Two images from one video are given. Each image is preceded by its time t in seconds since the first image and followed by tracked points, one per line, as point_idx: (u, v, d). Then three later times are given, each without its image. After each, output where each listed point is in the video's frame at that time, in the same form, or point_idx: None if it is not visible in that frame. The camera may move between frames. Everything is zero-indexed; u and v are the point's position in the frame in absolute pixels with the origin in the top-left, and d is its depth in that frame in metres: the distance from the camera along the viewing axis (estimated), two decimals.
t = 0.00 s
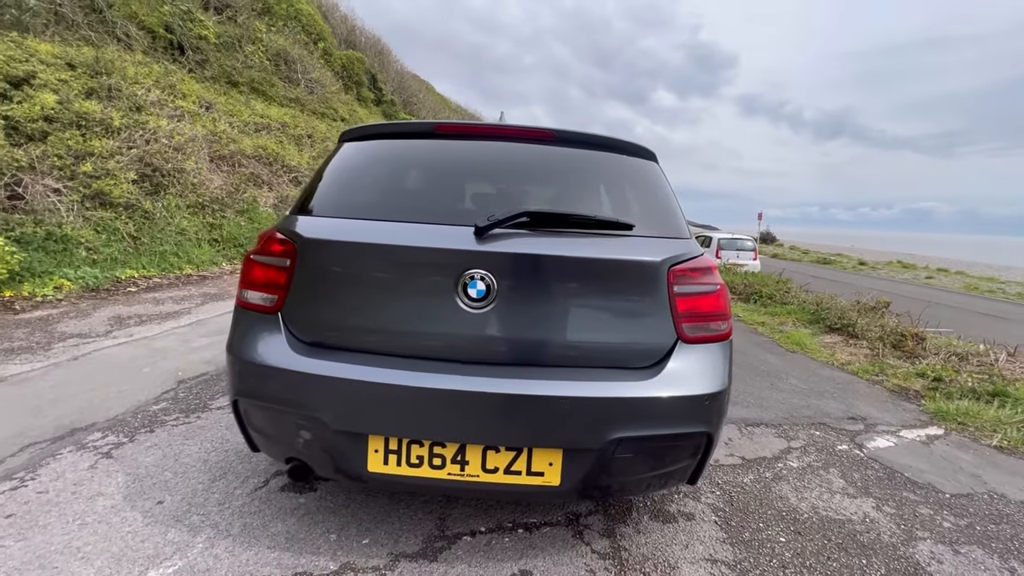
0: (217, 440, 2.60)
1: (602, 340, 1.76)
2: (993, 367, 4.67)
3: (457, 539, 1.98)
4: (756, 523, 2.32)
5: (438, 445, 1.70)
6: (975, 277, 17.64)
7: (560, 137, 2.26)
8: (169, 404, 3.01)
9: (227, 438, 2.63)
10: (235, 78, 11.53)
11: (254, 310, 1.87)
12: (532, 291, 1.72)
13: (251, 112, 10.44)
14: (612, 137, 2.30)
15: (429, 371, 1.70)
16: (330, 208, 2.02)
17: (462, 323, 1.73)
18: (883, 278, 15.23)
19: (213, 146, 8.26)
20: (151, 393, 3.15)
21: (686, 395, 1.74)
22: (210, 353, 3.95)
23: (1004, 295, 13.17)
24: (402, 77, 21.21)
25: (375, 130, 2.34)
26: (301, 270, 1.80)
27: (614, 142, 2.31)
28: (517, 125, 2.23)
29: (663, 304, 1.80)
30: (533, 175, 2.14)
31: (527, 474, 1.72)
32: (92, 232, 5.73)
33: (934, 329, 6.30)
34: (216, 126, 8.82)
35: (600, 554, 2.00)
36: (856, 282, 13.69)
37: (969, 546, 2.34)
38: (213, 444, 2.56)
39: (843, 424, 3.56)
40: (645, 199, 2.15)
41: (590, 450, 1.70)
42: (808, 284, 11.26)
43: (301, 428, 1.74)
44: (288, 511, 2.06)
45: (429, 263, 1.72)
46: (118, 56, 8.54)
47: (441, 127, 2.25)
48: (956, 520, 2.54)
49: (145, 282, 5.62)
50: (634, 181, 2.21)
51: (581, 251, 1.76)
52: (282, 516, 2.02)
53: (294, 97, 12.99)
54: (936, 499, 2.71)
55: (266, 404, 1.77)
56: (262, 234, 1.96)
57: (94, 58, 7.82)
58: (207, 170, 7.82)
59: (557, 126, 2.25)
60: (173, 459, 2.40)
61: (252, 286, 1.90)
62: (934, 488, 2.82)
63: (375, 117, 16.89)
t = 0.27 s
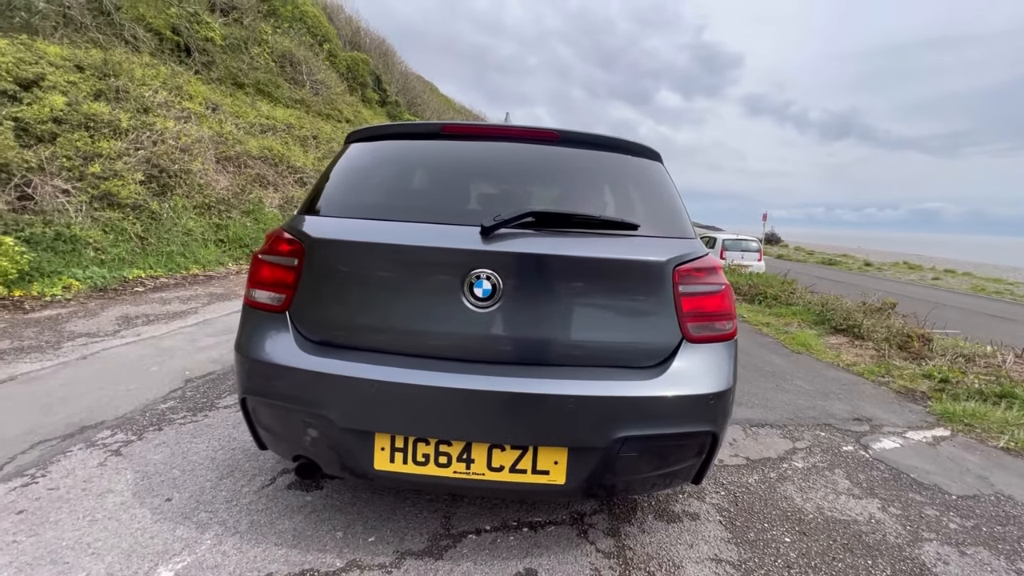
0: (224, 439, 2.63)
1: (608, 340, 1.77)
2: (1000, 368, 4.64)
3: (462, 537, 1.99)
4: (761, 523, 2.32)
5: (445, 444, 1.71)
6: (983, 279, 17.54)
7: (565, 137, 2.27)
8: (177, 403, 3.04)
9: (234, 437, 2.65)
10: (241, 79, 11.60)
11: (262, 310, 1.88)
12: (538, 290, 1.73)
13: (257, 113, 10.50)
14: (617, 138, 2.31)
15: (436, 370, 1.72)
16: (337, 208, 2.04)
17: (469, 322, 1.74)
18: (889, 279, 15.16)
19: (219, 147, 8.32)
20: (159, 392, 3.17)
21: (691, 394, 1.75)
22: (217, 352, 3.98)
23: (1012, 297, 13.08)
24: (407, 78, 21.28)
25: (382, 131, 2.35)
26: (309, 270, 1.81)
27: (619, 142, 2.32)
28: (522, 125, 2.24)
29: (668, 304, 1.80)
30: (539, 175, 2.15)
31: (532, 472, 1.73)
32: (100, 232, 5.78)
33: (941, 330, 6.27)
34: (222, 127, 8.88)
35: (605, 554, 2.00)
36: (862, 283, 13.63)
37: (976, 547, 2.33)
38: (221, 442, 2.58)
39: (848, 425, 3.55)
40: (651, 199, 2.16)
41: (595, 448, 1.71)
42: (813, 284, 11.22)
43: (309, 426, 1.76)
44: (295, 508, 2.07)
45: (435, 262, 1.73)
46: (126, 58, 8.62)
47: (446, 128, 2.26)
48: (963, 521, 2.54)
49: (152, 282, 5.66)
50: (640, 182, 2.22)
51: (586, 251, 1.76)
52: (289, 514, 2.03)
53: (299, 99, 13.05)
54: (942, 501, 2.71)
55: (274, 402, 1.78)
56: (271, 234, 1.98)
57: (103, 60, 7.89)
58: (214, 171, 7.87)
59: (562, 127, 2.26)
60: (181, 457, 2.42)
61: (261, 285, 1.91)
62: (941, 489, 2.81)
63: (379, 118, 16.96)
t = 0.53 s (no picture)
0: (229, 438, 2.63)
1: (612, 341, 1.76)
2: (1007, 369, 4.61)
3: (466, 538, 1.99)
4: (766, 525, 2.31)
5: (449, 444, 1.72)
6: (989, 279, 17.44)
7: (569, 137, 2.27)
8: (182, 403, 3.05)
9: (239, 437, 2.65)
10: (246, 80, 11.65)
11: (268, 310, 1.89)
12: (542, 290, 1.73)
13: (262, 114, 10.54)
14: (621, 138, 2.31)
15: (440, 370, 1.72)
16: (341, 209, 2.04)
17: (473, 323, 1.74)
18: (894, 280, 15.09)
19: (224, 148, 8.35)
20: (164, 392, 3.19)
21: (696, 395, 1.74)
22: (222, 352, 3.99)
23: (1018, 297, 13.01)
24: (411, 79, 21.32)
25: (386, 132, 2.36)
26: (314, 271, 1.82)
27: (623, 142, 2.32)
28: (525, 126, 2.25)
29: (673, 304, 1.80)
30: (543, 175, 2.15)
31: (537, 473, 1.73)
32: (106, 232, 5.81)
33: (946, 331, 6.23)
34: (227, 128, 8.91)
35: (609, 555, 2.00)
36: (866, 284, 13.58)
37: (983, 550, 2.31)
38: (226, 442, 2.59)
39: (853, 426, 3.53)
40: (655, 199, 2.16)
41: (599, 449, 1.71)
42: (818, 285, 11.18)
43: (314, 426, 1.76)
44: (300, 508, 2.08)
45: (440, 262, 1.73)
46: (132, 60, 8.66)
47: (451, 128, 2.26)
48: (969, 524, 2.52)
49: (157, 283, 5.69)
50: (644, 182, 2.22)
51: (590, 251, 1.77)
52: (294, 513, 2.04)
53: (303, 100, 13.09)
54: (948, 503, 2.69)
55: (279, 402, 1.79)
56: (276, 235, 1.98)
57: (109, 61, 7.94)
58: (219, 172, 7.90)
59: (566, 127, 2.26)
60: (186, 457, 2.43)
61: (266, 285, 1.92)
62: (947, 492, 2.79)
63: (383, 118, 16.99)
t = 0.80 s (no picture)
0: (232, 438, 2.64)
1: (616, 340, 1.76)
2: (1011, 369, 4.59)
3: (469, 537, 1.99)
4: (769, 525, 2.31)
5: (452, 444, 1.72)
6: (993, 279, 17.36)
7: (572, 137, 2.27)
8: (185, 403, 3.05)
9: (242, 436, 2.65)
10: (248, 81, 11.68)
11: (271, 309, 1.89)
12: (545, 290, 1.73)
13: (264, 115, 10.57)
14: (623, 137, 2.31)
15: (443, 369, 1.72)
16: (344, 209, 2.04)
17: (476, 322, 1.74)
18: (898, 280, 15.04)
19: (227, 148, 8.37)
20: (167, 391, 3.19)
21: (699, 394, 1.74)
22: (225, 352, 4.00)
23: (1022, 297, 12.95)
24: (413, 79, 21.35)
25: (389, 132, 2.36)
26: (317, 270, 1.82)
27: (626, 142, 2.31)
28: (528, 125, 2.24)
29: (676, 304, 1.80)
30: (546, 175, 2.15)
31: (540, 472, 1.73)
32: (109, 233, 5.82)
33: (950, 331, 6.21)
34: (230, 129, 8.94)
35: (612, 555, 2.00)
36: (870, 284, 13.53)
37: (988, 550, 2.30)
38: (229, 441, 2.59)
39: (857, 426, 3.52)
40: (658, 199, 2.16)
41: (602, 448, 1.70)
42: (821, 285, 11.15)
43: (317, 425, 1.76)
44: (303, 508, 2.08)
45: (442, 261, 1.73)
46: (135, 61, 8.70)
47: (453, 128, 2.26)
48: (974, 524, 2.51)
49: (160, 283, 5.70)
50: (647, 182, 2.21)
51: (593, 250, 1.76)
52: (296, 513, 2.04)
53: (306, 100, 13.11)
54: (953, 503, 2.68)
55: (282, 401, 1.79)
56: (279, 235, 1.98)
57: (112, 63, 7.97)
58: (222, 172, 7.92)
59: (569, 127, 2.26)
60: (190, 456, 2.43)
61: (269, 285, 1.92)
62: (952, 492, 2.78)
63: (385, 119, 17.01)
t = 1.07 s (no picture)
0: (233, 438, 2.64)
1: (616, 340, 1.76)
2: (1011, 368, 4.59)
3: (469, 538, 1.99)
4: (770, 525, 2.31)
5: (453, 444, 1.72)
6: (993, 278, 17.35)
7: (572, 137, 2.27)
8: (185, 403, 3.05)
9: (242, 437, 2.65)
10: (248, 81, 11.67)
11: (271, 310, 1.89)
12: (545, 290, 1.73)
13: (264, 115, 10.57)
14: (623, 137, 2.31)
15: (444, 370, 1.72)
16: (344, 209, 2.04)
17: (476, 322, 1.74)
18: (898, 279, 15.04)
19: (227, 148, 8.37)
20: (168, 392, 3.20)
21: (699, 394, 1.74)
22: (225, 352, 4.00)
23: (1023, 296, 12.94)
24: (413, 79, 21.34)
25: (389, 132, 2.36)
26: (317, 271, 1.82)
27: (626, 142, 2.31)
28: (528, 125, 2.24)
29: (676, 303, 1.80)
30: (545, 175, 2.15)
31: (540, 473, 1.73)
32: (109, 233, 5.83)
33: (951, 330, 6.21)
34: (230, 129, 8.94)
35: (612, 554, 2.00)
36: (870, 282, 13.52)
37: (988, 549, 2.30)
38: (229, 442, 2.59)
39: (858, 426, 3.52)
40: (658, 199, 2.16)
41: (603, 448, 1.70)
42: (821, 284, 11.15)
43: (317, 425, 1.76)
44: (303, 508, 2.08)
45: (442, 262, 1.73)
46: (135, 61, 8.69)
47: (453, 128, 2.26)
48: (975, 523, 2.51)
49: (160, 283, 5.70)
50: (647, 181, 2.21)
51: (593, 250, 1.76)
52: (297, 513, 2.04)
53: (305, 100, 13.10)
54: (953, 502, 2.68)
55: (282, 402, 1.79)
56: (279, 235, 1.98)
57: (112, 63, 7.97)
58: (221, 172, 7.92)
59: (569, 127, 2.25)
60: (190, 457, 2.43)
61: (269, 285, 1.92)
62: (952, 491, 2.78)
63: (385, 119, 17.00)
